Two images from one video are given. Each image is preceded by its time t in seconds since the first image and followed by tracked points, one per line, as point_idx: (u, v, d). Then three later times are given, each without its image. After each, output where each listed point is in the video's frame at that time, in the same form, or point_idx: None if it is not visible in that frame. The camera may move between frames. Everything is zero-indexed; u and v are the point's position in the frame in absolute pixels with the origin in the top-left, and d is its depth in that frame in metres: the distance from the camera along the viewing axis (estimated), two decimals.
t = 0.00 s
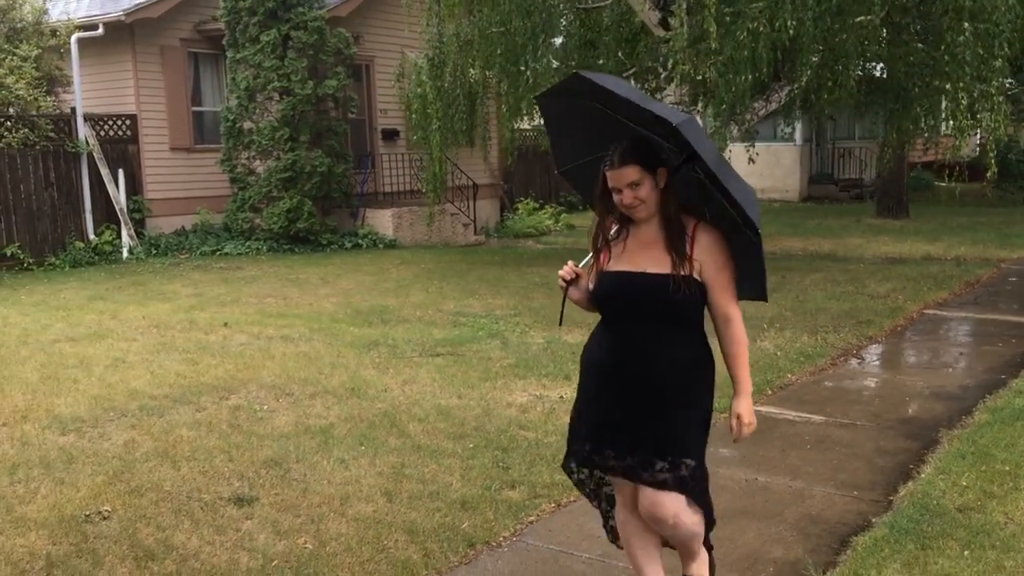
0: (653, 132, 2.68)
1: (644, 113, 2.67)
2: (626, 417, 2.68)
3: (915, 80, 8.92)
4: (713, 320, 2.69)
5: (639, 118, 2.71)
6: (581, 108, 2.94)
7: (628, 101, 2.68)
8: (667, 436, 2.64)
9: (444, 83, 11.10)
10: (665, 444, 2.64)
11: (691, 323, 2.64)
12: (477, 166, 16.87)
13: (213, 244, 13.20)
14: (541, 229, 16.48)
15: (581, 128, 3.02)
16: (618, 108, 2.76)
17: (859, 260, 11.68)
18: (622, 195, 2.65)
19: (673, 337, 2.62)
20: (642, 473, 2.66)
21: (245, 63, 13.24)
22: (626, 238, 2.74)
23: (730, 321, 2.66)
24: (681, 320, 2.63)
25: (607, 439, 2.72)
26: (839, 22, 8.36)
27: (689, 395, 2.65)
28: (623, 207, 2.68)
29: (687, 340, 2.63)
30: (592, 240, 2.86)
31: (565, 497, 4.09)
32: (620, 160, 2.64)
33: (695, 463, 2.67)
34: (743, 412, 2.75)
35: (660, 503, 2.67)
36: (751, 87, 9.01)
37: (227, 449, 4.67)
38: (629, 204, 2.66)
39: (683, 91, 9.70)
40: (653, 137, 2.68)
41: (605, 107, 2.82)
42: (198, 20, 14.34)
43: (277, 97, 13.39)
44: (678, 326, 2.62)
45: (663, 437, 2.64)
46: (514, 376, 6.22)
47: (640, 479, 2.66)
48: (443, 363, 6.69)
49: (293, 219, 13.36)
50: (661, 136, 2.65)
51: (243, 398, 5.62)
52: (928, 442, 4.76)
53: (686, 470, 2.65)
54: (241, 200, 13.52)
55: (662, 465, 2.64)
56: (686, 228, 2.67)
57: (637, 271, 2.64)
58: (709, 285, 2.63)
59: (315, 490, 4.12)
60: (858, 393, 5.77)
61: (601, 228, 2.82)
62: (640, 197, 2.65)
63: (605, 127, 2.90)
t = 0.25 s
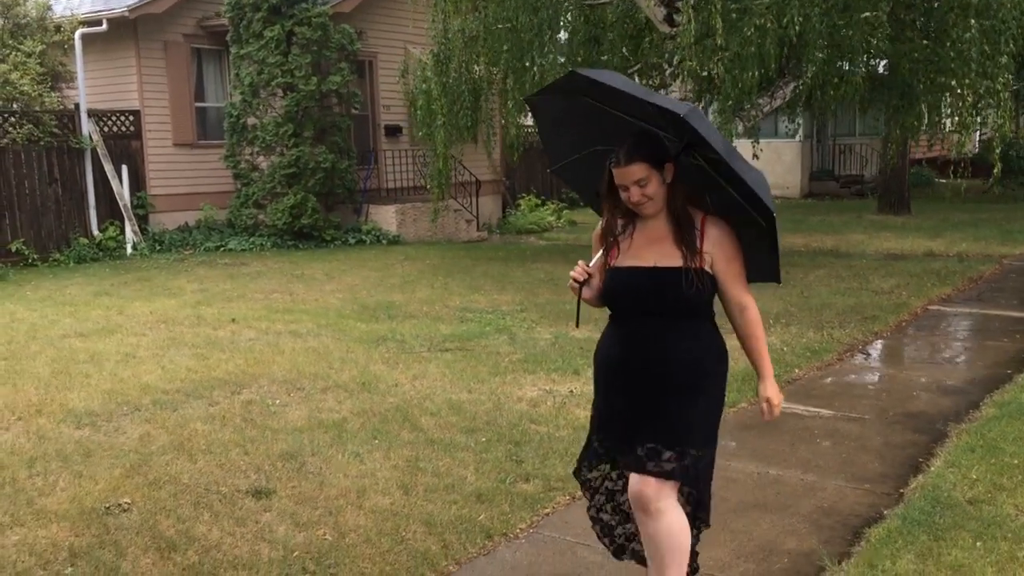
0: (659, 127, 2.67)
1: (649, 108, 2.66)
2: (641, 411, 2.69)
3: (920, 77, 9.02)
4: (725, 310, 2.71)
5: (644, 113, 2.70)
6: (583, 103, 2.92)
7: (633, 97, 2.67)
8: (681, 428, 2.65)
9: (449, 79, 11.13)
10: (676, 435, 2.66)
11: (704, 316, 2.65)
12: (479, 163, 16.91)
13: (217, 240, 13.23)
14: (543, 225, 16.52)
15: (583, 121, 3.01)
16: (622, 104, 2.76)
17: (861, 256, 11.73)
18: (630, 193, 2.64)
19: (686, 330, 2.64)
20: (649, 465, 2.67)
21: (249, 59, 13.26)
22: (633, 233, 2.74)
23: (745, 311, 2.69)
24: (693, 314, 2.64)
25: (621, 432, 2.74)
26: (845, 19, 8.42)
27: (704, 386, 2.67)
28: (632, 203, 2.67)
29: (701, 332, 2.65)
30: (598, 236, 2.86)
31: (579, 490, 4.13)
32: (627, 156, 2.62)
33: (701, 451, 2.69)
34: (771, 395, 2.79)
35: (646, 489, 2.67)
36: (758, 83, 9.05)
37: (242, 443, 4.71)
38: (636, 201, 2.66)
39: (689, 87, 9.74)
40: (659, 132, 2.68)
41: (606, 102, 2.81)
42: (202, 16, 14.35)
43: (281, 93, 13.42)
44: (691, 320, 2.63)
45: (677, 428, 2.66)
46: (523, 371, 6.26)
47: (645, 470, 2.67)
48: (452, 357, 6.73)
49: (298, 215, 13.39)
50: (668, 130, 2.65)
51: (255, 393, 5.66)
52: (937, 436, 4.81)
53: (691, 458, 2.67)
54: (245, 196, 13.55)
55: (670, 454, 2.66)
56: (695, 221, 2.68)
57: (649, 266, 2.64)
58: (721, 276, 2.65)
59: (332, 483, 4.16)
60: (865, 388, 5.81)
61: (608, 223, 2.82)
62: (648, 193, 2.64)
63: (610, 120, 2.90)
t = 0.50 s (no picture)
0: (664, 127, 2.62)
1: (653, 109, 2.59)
2: (653, 417, 2.71)
3: (928, 74, 9.10)
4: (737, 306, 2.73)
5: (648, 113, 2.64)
6: (585, 98, 2.85)
7: (635, 98, 2.59)
8: (694, 432, 2.68)
9: (458, 76, 11.17)
10: (689, 441, 2.69)
11: (714, 318, 2.64)
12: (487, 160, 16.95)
13: (227, 237, 13.29)
14: (550, 222, 16.55)
15: (586, 114, 2.95)
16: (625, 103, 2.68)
17: (869, 253, 11.75)
18: (637, 198, 2.61)
19: (698, 334, 2.63)
20: (665, 473, 2.72)
21: (259, 56, 13.31)
22: (640, 235, 2.71)
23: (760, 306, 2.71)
24: (703, 317, 2.62)
25: (636, 436, 2.76)
26: (854, 16, 8.48)
27: (715, 391, 2.68)
28: (639, 207, 2.64)
29: (711, 335, 2.64)
30: (603, 236, 2.83)
31: (595, 483, 4.17)
32: (634, 161, 2.59)
33: (717, 459, 2.72)
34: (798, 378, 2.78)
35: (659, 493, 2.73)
36: (767, 80, 9.06)
37: (261, 436, 4.76)
38: (644, 205, 2.63)
39: (698, 83, 9.77)
40: (664, 132, 2.63)
41: (608, 101, 2.76)
42: (211, 14, 14.40)
43: (290, 91, 13.46)
44: (701, 323, 2.63)
45: (690, 433, 2.68)
46: (536, 366, 6.30)
47: (660, 479, 2.72)
48: (465, 352, 6.78)
49: (307, 211, 13.44)
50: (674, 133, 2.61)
51: (272, 387, 5.71)
52: (949, 430, 4.84)
53: (708, 466, 2.71)
54: (254, 193, 13.61)
55: (685, 464, 2.70)
56: (702, 222, 2.66)
57: (657, 268, 2.61)
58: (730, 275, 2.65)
59: (352, 474, 4.21)
60: (877, 383, 5.85)
61: (614, 223, 2.79)
62: (656, 198, 2.61)
63: (613, 115, 2.83)
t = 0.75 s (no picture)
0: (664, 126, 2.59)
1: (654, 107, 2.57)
2: (651, 421, 2.68)
3: (936, 71, 9.16)
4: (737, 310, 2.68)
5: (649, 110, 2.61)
6: (588, 90, 2.82)
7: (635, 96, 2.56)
8: (693, 437, 2.65)
9: (464, 74, 11.21)
10: (688, 447, 2.66)
11: (712, 321, 2.62)
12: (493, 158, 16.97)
13: (234, 235, 13.34)
14: (556, 220, 16.57)
15: (589, 106, 2.92)
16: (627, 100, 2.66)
17: (875, 251, 11.76)
18: (635, 198, 2.60)
19: (696, 336, 2.60)
20: (665, 481, 2.69)
21: (266, 54, 13.34)
22: (638, 235, 2.69)
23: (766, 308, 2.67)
24: (701, 319, 2.60)
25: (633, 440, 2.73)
26: (862, 13, 8.54)
27: (714, 395, 2.64)
28: (637, 206, 2.62)
29: (710, 338, 2.61)
30: (602, 235, 2.81)
31: (608, 478, 4.21)
32: (632, 161, 2.57)
33: (720, 463, 2.68)
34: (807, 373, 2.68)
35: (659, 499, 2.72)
36: (775, 78, 9.09)
37: (275, 431, 4.80)
38: (642, 205, 2.61)
39: (707, 80, 9.79)
40: (664, 131, 2.60)
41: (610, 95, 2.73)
42: (217, 12, 14.44)
43: (297, 90, 13.50)
44: (699, 326, 2.60)
45: (687, 438, 2.65)
46: (546, 362, 6.34)
47: (661, 487, 2.69)
48: (475, 349, 6.81)
49: (314, 209, 13.48)
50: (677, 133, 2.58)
51: (284, 382, 5.76)
52: (959, 425, 4.87)
53: (710, 471, 2.67)
54: (261, 191, 13.66)
55: (686, 471, 2.68)
56: (701, 224, 2.63)
57: (654, 269, 2.59)
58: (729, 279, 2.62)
59: (366, 469, 4.25)
60: (886, 379, 5.88)
61: (613, 222, 2.77)
62: (653, 199, 2.60)
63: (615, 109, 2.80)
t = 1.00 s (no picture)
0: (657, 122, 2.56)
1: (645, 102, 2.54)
2: (649, 418, 2.62)
3: (940, 65, 9.23)
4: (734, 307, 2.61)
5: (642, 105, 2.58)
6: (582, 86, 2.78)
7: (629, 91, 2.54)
8: (692, 435, 2.59)
9: (470, 71, 11.26)
10: (687, 444, 2.60)
11: (709, 316, 2.57)
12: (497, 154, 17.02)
13: (240, 232, 13.40)
14: (561, 216, 16.61)
15: (580, 102, 2.86)
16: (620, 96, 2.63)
17: (879, 245, 11.79)
18: (627, 193, 2.57)
19: (692, 331, 2.56)
20: (667, 478, 2.62)
21: (271, 52, 13.39)
22: (632, 230, 2.66)
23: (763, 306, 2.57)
24: (696, 315, 2.56)
25: (630, 438, 2.66)
26: (867, 9, 8.61)
27: (712, 390, 2.59)
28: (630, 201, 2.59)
29: (706, 332, 2.57)
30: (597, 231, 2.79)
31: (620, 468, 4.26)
32: (623, 155, 2.54)
33: (722, 458, 2.63)
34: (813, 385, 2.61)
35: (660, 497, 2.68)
36: (780, 74, 9.15)
37: (290, 424, 4.86)
38: (634, 201, 2.59)
39: (713, 76, 9.82)
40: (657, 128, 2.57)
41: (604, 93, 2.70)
42: (223, 11, 14.50)
43: (302, 87, 13.55)
44: (694, 321, 2.56)
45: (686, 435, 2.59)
46: (555, 356, 6.39)
47: (662, 484, 2.63)
48: (484, 344, 6.86)
49: (320, 207, 13.53)
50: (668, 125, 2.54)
51: (297, 377, 5.81)
52: (966, 416, 4.91)
53: (712, 467, 2.62)
54: (268, 188, 13.72)
55: (687, 467, 2.61)
56: (696, 218, 2.59)
57: (648, 264, 2.56)
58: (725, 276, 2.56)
59: (381, 461, 4.30)
60: (892, 371, 5.93)
61: (607, 218, 2.74)
62: (646, 193, 2.57)
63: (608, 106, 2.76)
